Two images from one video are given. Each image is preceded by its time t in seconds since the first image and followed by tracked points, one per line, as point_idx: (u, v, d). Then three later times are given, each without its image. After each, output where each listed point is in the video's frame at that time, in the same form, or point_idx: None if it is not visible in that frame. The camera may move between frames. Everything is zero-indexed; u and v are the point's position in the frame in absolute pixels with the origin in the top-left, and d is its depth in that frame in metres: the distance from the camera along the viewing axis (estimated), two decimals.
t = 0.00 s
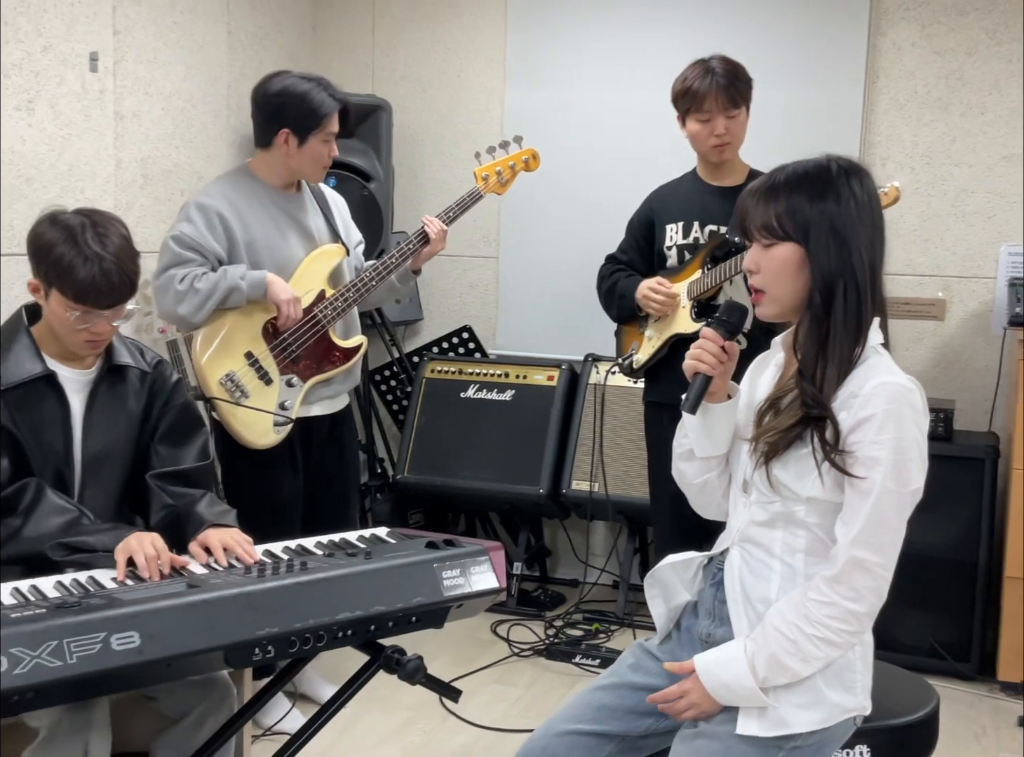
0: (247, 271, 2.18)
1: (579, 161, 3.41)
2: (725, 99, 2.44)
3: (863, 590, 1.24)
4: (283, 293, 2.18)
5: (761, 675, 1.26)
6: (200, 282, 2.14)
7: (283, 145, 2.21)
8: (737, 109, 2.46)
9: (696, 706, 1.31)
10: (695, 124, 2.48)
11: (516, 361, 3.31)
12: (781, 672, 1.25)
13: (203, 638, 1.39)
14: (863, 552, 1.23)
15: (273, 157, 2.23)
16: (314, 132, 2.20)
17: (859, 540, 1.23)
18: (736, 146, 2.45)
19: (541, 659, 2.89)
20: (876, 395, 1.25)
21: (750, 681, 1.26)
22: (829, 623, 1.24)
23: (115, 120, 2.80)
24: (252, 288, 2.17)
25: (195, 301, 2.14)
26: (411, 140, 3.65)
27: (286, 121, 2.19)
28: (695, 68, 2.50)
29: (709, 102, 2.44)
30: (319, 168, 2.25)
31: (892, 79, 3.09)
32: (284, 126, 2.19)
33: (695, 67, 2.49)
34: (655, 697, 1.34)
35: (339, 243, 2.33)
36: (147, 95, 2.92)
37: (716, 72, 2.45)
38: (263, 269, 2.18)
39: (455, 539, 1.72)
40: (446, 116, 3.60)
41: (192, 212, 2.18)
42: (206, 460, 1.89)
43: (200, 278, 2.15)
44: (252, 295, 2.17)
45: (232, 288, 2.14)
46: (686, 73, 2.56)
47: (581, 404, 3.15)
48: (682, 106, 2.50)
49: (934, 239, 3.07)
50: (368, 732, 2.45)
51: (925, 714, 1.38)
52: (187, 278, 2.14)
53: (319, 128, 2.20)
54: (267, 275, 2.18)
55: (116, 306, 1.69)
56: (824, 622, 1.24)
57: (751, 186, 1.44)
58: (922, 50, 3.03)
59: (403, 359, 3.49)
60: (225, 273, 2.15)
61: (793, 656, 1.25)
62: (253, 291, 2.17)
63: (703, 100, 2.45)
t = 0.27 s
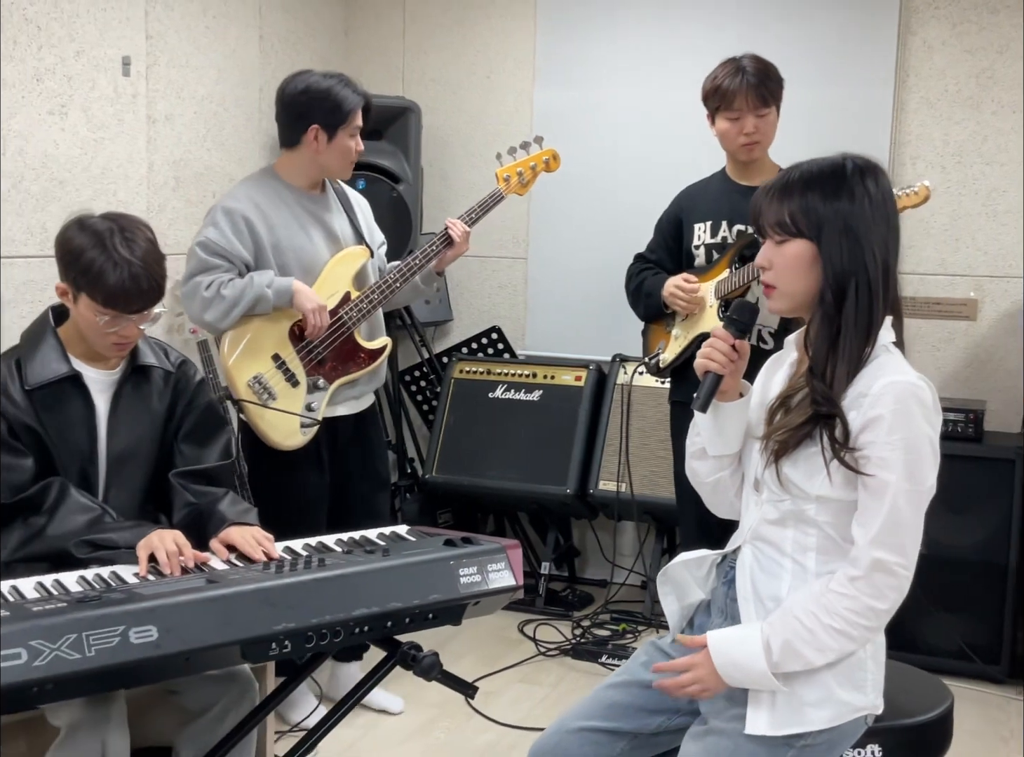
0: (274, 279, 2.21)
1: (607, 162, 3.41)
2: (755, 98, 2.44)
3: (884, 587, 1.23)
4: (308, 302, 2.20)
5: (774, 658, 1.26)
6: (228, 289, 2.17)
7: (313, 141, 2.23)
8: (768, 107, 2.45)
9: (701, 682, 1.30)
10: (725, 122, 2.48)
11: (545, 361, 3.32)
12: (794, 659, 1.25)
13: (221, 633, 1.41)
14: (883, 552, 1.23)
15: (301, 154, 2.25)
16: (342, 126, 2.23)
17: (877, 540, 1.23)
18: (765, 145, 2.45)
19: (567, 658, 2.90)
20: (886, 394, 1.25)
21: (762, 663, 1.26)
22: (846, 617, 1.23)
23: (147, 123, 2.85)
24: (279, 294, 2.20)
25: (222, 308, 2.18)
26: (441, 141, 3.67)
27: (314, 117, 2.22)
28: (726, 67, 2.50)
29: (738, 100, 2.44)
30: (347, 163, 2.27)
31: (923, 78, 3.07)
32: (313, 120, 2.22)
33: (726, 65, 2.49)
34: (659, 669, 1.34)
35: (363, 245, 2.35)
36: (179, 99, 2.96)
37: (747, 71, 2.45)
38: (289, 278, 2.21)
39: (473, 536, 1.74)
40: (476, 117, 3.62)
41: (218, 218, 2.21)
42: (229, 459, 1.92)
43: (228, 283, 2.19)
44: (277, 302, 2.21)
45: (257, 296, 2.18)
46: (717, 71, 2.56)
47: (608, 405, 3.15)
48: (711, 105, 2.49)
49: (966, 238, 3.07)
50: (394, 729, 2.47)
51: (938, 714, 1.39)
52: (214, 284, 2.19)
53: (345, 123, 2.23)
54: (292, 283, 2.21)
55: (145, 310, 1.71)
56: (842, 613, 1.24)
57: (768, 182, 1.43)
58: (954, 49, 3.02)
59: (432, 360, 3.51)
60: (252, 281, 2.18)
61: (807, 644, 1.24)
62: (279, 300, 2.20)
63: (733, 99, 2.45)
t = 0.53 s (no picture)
0: (295, 285, 2.23)
1: (631, 162, 3.42)
2: (777, 98, 2.43)
3: (895, 586, 1.24)
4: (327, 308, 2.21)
5: (783, 654, 1.26)
6: (250, 295, 2.20)
7: (331, 149, 2.26)
8: (790, 107, 2.44)
9: (709, 678, 1.30)
10: (747, 124, 2.47)
11: (569, 361, 3.33)
12: (803, 655, 1.25)
13: (235, 628, 1.44)
14: (894, 552, 1.23)
15: (320, 162, 2.28)
16: (359, 137, 2.24)
17: (888, 540, 1.23)
18: (788, 145, 2.43)
19: (589, 658, 2.91)
20: (890, 394, 1.25)
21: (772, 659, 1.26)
22: (858, 614, 1.24)
23: (174, 127, 2.89)
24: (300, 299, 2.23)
25: (244, 313, 2.21)
26: (467, 143, 3.69)
27: (334, 126, 2.24)
28: (749, 68, 2.49)
29: (760, 101, 2.43)
30: (365, 172, 2.29)
31: (949, 76, 3.05)
32: (332, 130, 2.24)
33: (748, 67, 2.48)
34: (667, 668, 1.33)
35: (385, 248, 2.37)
36: (206, 102, 3.00)
37: (768, 71, 2.44)
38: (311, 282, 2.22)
39: (488, 535, 1.75)
40: (501, 119, 3.64)
41: (239, 223, 2.24)
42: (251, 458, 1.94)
43: (249, 289, 2.21)
44: (298, 307, 2.23)
45: (279, 303, 2.20)
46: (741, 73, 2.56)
47: (631, 404, 3.15)
48: (734, 106, 2.49)
49: (994, 237, 3.03)
50: (415, 727, 2.49)
51: (946, 713, 1.39)
52: (236, 290, 2.21)
53: (364, 134, 2.24)
54: (315, 288, 2.23)
55: (161, 309, 1.74)
56: (854, 611, 1.24)
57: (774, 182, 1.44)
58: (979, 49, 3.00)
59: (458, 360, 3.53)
60: (274, 287, 2.20)
61: (818, 641, 1.25)
62: (301, 304, 2.22)
63: (755, 99, 2.44)
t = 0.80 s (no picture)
0: (315, 286, 2.25)
1: (653, 164, 3.42)
2: (791, 107, 2.41)
3: (906, 586, 1.24)
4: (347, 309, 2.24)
5: (789, 643, 1.26)
6: (269, 297, 2.23)
7: (347, 148, 2.28)
8: (804, 113, 2.42)
9: (713, 663, 1.32)
10: (763, 133, 2.46)
11: (590, 362, 3.35)
12: (811, 645, 1.26)
13: (247, 626, 1.46)
14: (904, 554, 1.23)
15: (337, 161, 2.30)
16: (376, 134, 2.27)
17: (898, 541, 1.23)
18: (805, 151, 2.44)
19: (609, 658, 2.92)
20: (893, 395, 1.25)
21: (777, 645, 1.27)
22: (868, 608, 1.24)
23: (199, 131, 2.92)
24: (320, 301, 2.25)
25: (265, 315, 2.24)
26: (490, 145, 3.70)
27: (350, 124, 2.27)
28: (759, 75, 2.46)
29: (774, 111, 2.41)
30: (381, 170, 2.31)
31: (972, 76, 3.04)
32: (348, 128, 2.27)
33: (757, 76, 2.45)
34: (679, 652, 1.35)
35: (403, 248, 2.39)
36: (231, 107, 3.03)
37: (779, 80, 2.42)
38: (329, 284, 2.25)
39: (501, 534, 1.76)
40: (524, 122, 3.65)
41: (258, 226, 2.28)
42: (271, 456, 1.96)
43: (269, 291, 2.25)
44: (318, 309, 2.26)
45: (300, 304, 2.23)
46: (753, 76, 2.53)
47: (652, 405, 3.16)
48: (748, 115, 2.47)
49: (1017, 237, 3.01)
50: (434, 726, 2.51)
51: (954, 714, 1.43)
52: (256, 292, 2.25)
53: (380, 130, 2.27)
54: (334, 289, 2.25)
55: (179, 312, 1.77)
56: (864, 605, 1.24)
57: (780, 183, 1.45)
58: (1003, 46, 3.01)
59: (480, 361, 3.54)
60: (294, 288, 2.23)
61: (827, 633, 1.25)
62: (320, 306, 2.24)
63: (769, 109, 2.42)
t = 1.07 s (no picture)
0: (331, 287, 2.28)
1: (670, 165, 3.43)
2: (802, 109, 2.40)
3: (914, 584, 1.25)
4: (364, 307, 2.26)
5: (793, 631, 1.28)
6: (286, 298, 2.26)
7: (364, 155, 2.30)
8: (816, 114, 2.41)
9: (723, 657, 1.32)
10: (776, 135, 2.47)
11: (608, 362, 3.36)
12: (815, 634, 1.27)
13: (260, 624, 1.48)
14: (909, 553, 1.24)
15: (354, 167, 2.32)
16: (393, 143, 2.28)
17: (903, 540, 1.24)
18: (819, 153, 2.44)
19: (627, 659, 2.92)
20: (897, 395, 1.26)
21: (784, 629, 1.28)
22: (875, 601, 1.25)
23: (219, 135, 2.95)
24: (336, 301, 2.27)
25: (281, 317, 2.27)
26: (508, 147, 3.72)
27: (368, 131, 2.28)
28: (770, 78, 2.45)
29: (785, 115, 2.41)
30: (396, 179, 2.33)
31: (990, 76, 3.04)
32: (366, 136, 2.28)
33: (767, 80, 2.45)
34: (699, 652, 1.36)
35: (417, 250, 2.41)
36: (250, 111, 3.06)
37: (789, 83, 2.41)
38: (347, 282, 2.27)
39: (513, 534, 1.77)
40: (542, 124, 3.66)
41: (275, 228, 2.31)
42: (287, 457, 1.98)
43: (285, 292, 2.27)
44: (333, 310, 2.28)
45: (315, 304, 2.25)
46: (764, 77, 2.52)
47: (669, 406, 3.16)
48: (761, 118, 2.47)
49: None
50: (451, 725, 2.52)
51: (961, 714, 1.46)
52: (273, 293, 2.27)
53: (397, 140, 2.28)
54: (350, 287, 2.27)
55: (196, 316, 1.79)
56: (871, 598, 1.25)
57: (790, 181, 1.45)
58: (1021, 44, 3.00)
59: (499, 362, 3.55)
60: (310, 289, 2.26)
61: (833, 624, 1.26)
62: (336, 306, 2.27)
63: (780, 111, 2.42)
